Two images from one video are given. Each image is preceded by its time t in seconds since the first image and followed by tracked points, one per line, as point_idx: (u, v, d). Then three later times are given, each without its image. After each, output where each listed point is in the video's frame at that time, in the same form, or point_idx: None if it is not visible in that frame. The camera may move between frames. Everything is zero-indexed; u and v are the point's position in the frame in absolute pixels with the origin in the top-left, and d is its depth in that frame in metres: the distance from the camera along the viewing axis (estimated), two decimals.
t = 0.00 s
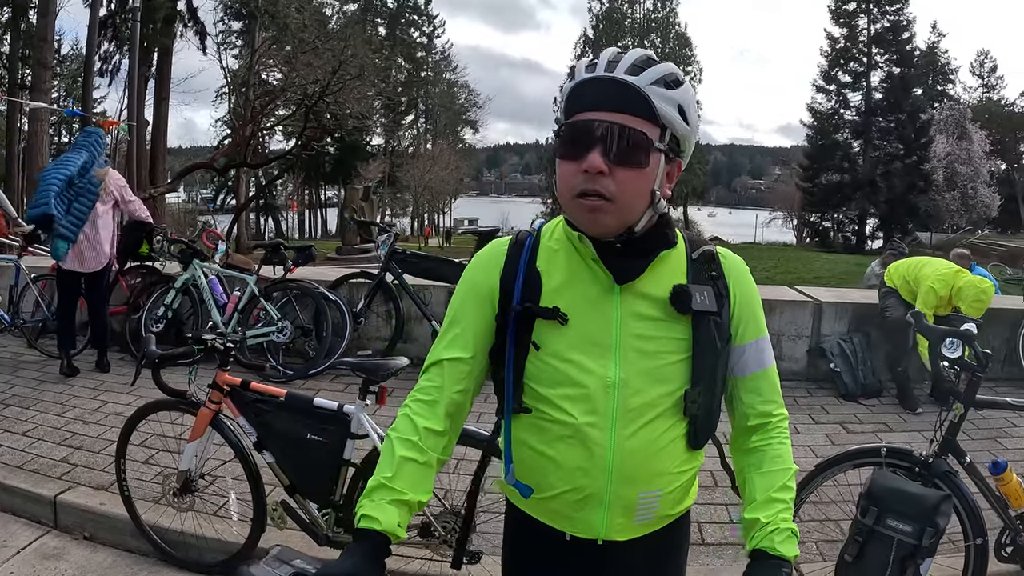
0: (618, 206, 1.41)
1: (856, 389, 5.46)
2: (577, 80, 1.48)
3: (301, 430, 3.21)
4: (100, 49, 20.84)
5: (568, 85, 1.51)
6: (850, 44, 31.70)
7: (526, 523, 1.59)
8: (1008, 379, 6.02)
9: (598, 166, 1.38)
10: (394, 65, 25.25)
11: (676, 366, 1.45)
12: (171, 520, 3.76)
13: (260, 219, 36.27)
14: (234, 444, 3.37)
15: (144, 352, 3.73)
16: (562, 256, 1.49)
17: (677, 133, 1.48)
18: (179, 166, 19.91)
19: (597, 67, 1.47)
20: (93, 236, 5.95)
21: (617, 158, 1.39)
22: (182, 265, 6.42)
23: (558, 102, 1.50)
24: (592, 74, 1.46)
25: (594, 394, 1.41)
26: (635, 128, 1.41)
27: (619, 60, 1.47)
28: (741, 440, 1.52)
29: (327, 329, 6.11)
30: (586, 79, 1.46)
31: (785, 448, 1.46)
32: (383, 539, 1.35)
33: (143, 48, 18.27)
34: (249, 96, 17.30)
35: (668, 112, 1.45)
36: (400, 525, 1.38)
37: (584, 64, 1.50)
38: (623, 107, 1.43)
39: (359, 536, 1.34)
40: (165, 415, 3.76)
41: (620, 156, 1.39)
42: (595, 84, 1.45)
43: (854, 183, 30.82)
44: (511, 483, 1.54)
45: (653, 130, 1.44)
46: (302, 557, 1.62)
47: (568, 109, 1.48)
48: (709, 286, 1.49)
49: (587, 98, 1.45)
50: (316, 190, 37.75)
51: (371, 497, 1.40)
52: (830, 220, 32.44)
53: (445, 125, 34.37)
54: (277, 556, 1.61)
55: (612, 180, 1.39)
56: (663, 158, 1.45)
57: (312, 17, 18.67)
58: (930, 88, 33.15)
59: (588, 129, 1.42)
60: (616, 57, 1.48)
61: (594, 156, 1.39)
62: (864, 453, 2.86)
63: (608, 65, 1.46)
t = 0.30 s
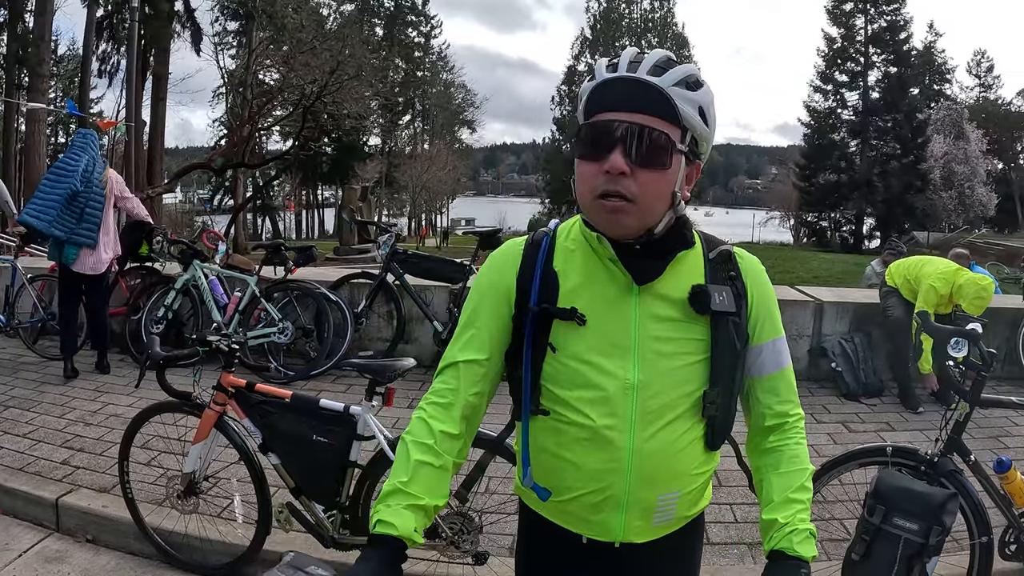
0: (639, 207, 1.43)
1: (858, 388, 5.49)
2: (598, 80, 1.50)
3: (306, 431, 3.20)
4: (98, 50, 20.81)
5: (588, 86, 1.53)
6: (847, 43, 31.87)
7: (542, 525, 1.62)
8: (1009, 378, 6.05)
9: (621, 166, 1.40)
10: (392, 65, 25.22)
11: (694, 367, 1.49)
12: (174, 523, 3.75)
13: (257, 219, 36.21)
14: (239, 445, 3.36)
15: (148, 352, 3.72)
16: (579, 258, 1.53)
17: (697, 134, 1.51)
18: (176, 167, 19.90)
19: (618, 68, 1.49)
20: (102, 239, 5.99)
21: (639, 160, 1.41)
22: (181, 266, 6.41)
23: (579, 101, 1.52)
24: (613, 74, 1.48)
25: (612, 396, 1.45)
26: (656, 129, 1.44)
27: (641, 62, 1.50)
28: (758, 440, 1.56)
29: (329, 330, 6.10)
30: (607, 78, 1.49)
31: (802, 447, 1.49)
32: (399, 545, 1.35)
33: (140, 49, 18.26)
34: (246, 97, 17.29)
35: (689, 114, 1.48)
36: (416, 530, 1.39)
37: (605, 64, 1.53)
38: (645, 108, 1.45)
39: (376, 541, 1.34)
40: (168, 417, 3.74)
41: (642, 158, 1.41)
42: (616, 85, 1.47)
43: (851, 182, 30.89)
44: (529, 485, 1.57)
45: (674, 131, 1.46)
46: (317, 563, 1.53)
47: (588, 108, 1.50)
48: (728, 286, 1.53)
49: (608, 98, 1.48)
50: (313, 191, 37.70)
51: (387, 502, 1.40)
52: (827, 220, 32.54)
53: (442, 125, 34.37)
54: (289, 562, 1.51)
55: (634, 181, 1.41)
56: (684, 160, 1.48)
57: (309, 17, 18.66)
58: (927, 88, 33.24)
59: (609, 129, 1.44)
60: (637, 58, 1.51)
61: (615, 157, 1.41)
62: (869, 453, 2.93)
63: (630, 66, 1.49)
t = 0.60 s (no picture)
0: (648, 198, 1.43)
1: (858, 384, 5.51)
2: (606, 71, 1.51)
3: (308, 428, 3.19)
4: (95, 49, 20.78)
5: (596, 76, 1.54)
6: (844, 42, 31.98)
7: (549, 518, 1.62)
8: (1009, 374, 6.08)
9: (630, 157, 1.40)
10: (389, 65, 25.20)
11: (703, 358, 1.50)
12: (175, 521, 3.74)
13: (254, 220, 36.16)
14: (240, 442, 3.36)
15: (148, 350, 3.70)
16: (585, 248, 1.53)
17: (705, 126, 1.51)
18: (174, 167, 19.89)
19: (627, 58, 1.50)
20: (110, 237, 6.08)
21: (648, 150, 1.42)
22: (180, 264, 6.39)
23: (587, 90, 1.53)
24: (622, 63, 1.49)
25: (621, 387, 1.45)
26: (665, 119, 1.44)
27: (648, 52, 1.50)
28: (765, 432, 1.57)
29: (328, 328, 6.09)
30: (615, 68, 1.49)
31: (810, 439, 1.51)
32: (405, 539, 1.35)
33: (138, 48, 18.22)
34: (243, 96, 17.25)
35: (698, 105, 1.48)
36: (422, 525, 1.38)
37: (613, 55, 1.53)
38: (653, 99, 1.45)
39: (381, 536, 1.34)
40: (168, 415, 3.73)
41: (650, 149, 1.42)
42: (625, 75, 1.48)
43: (849, 181, 30.93)
44: (537, 479, 1.58)
45: (683, 122, 1.47)
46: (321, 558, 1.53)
47: (597, 99, 1.50)
48: (736, 277, 1.54)
49: (617, 88, 1.48)
50: (311, 190, 37.64)
51: (392, 497, 1.39)
52: (825, 219, 32.59)
53: (439, 124, 34.36)
54: (294, 558, 1.51)
55: (643, 171, 1.41)
56: (693, 150, 1.49)
57: (306, 16, 18.64)
58: (924, 87, 33.31)
59: (618, 119, 1.44)
60: (644, 48, 1.51)
61: (624, 148, 1.41)
62: (872, 448, 2.92)
63: (637, 57, 1.49)
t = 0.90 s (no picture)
0: (645, 209, 1.43)
1: (855, 385, 5.52)
2: (604, 81, 1.50)
3: (305, 432, 3.18)
4: (93, 49, 20.74)
5: (594, 85, 1.53)
6: (843, 41, 32.02)
7: (545, 527, 1.62)
8: (1006, 375, 6.11)
9: (626, 167, 1.40)
10: (387, 64, 25.16)
11: (700, 368, 1.49)
12: (173, 525, 3.73)
13: (252, 219, 36.10)
14: (237, 446, 3.35)
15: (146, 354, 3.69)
16: (582, 256, 1.53)
17: (703, 135, 1.51)
18: (172, 167, 19.92)
19: (624, 68, 1.50)
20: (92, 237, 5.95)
21: (645, 159, 1.42)
22: (178, 266, 6.37)
23: (585, 99, 1.52)
24: (620, 73, 1.49)
25: (617, 398, 1.45)
26: (662, 129, 1.44)
27: (646, 62, 1.50)
28: (762, 440, 1.57)
29: (326, 330, 6.08)
30: (613, 78, 1.49)
31: (806, 448, 1.51)
32: (399, 548, 1.34)
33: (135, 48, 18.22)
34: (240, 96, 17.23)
35: (695, 115, 1.48)
36: (417, 534, 1.38)
37: (610, 64, 1.53)
38: (651, 108, 1.45)
39: (376, 546, 1.33)
40: (166, 419, 3.73)
41: (648, 157, 1.41)
42: (623, 85, 1.47)
43: (847, 180, 30.94)
44: (532, 488, 1.57)
45: (681, 132, 1.46)
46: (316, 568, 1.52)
47: (593, 108, 1.50)
48: (733, 286, 1.54)
49: (614, 98, 1.48)
50: (309, 190, 37.61)
51: (386, 507, 1.39)
52: (823, 218, 32.58)
53: (437, 124, 34.34)
54: (289, 567, 1.50)
55: (640, 181, 1.41)
56: (690, 161, 1.49)
57: (304, 16, 18.59)
58: (923, 86, 33.31)
59: (615, 128, 1.44)
60: (643, 57, 1.51)
61: (621, 158, 1.41)
62: (868, 451, 2.93)
63: (636, 66, 1.49)
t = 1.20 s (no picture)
0: (646, 202, 1.41)
1: (853, 384, 5.51)
2: (604, 72, 1.48)
3: (301, 431, 3.16)
4: (90, 49, 20.71)
5: (594, 77, 1.51)
6: (840, 41, 32.14)
7: (543, 525, 1.61)
8: (1004, 374, 6.12)
9: (628, 158, 1.38)
10: (384, 64, 25.19)
11: (701, 363, 1.48)
12: (168, 524, 3.70)
13: (249, 219, 36.02)
14: (233, 445, 3.31)
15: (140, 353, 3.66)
16: (581, 252, 1.51)
17: (704, 127, 1.49)
18: (169, 166, 19.88)
19: (625, 59, 1.47)
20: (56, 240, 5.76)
21: (646, 150, 1.40)
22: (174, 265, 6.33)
23: (585, 92, 1.51)
24: (620, 64, 1.47)
25: (617, 394, 1.43)
26: (664, 121, 1.42)
27: (647, 54, 1.47)
28: (763, 437, 1.55)
29: (322, 329, 6.06)
30: (613, 69, 1.47)
31: (808, 445, 1.49)
32: (395, 546, 1.32)
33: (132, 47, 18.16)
34: (237, 95, 17.24)
35: (697, 108, 1.46)
36: (414, 532, 1.35)
37: (612, 55, 1.51)
38: (652, 100, 1.43)
39: (372, 543, 1.31)
40: (162, 417, 3.70)
41: (648, 150, 1.40)
42: (624, 77, 1.45)
43: (844, 179, 30.97)
44: (530, 485, 1.56)
45: (682, 124, 1.45)
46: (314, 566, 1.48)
47: (593, 100, 1.48)
48: (735, 280, 1.52)
49: (614, 90, 1.46)
50: (306, 189, 37.56)
51: (383, 504, 1.36)
52: (820, 217, 32.60)
53: (434, 123, 34.37)
54: (285, 564, 1.47)
55: (641, 174, 1.40)
56: (691, 153, 1.47)
57: (301, 14, 18.62)
58: (920, 85, 33.39)
59: (615, 119, 1.42)
60: (643, 48, 1.49)
61: (622, 149, 1.39)
62: (868, 449, 2.92)
63: (636, 58, 1.47)
